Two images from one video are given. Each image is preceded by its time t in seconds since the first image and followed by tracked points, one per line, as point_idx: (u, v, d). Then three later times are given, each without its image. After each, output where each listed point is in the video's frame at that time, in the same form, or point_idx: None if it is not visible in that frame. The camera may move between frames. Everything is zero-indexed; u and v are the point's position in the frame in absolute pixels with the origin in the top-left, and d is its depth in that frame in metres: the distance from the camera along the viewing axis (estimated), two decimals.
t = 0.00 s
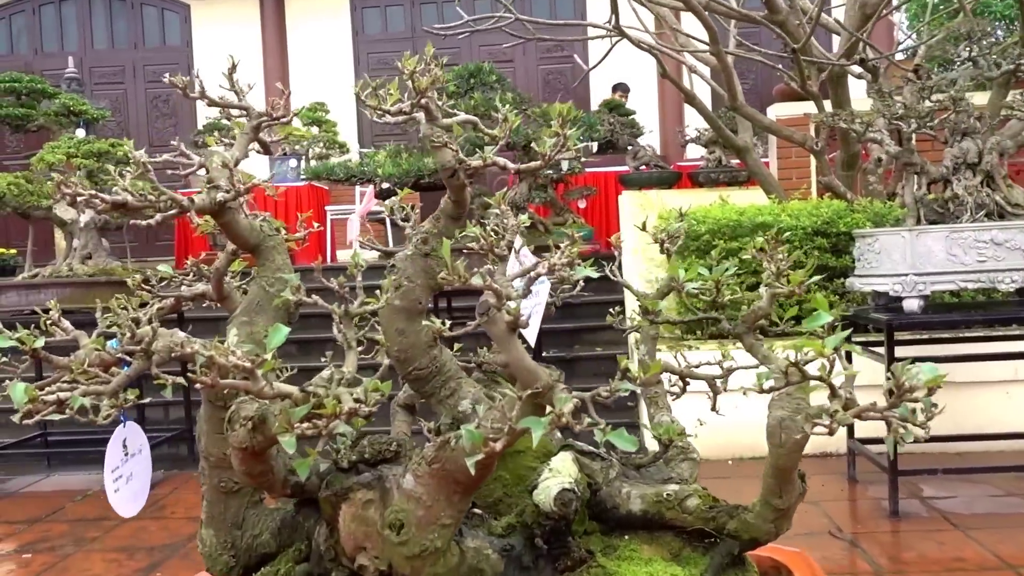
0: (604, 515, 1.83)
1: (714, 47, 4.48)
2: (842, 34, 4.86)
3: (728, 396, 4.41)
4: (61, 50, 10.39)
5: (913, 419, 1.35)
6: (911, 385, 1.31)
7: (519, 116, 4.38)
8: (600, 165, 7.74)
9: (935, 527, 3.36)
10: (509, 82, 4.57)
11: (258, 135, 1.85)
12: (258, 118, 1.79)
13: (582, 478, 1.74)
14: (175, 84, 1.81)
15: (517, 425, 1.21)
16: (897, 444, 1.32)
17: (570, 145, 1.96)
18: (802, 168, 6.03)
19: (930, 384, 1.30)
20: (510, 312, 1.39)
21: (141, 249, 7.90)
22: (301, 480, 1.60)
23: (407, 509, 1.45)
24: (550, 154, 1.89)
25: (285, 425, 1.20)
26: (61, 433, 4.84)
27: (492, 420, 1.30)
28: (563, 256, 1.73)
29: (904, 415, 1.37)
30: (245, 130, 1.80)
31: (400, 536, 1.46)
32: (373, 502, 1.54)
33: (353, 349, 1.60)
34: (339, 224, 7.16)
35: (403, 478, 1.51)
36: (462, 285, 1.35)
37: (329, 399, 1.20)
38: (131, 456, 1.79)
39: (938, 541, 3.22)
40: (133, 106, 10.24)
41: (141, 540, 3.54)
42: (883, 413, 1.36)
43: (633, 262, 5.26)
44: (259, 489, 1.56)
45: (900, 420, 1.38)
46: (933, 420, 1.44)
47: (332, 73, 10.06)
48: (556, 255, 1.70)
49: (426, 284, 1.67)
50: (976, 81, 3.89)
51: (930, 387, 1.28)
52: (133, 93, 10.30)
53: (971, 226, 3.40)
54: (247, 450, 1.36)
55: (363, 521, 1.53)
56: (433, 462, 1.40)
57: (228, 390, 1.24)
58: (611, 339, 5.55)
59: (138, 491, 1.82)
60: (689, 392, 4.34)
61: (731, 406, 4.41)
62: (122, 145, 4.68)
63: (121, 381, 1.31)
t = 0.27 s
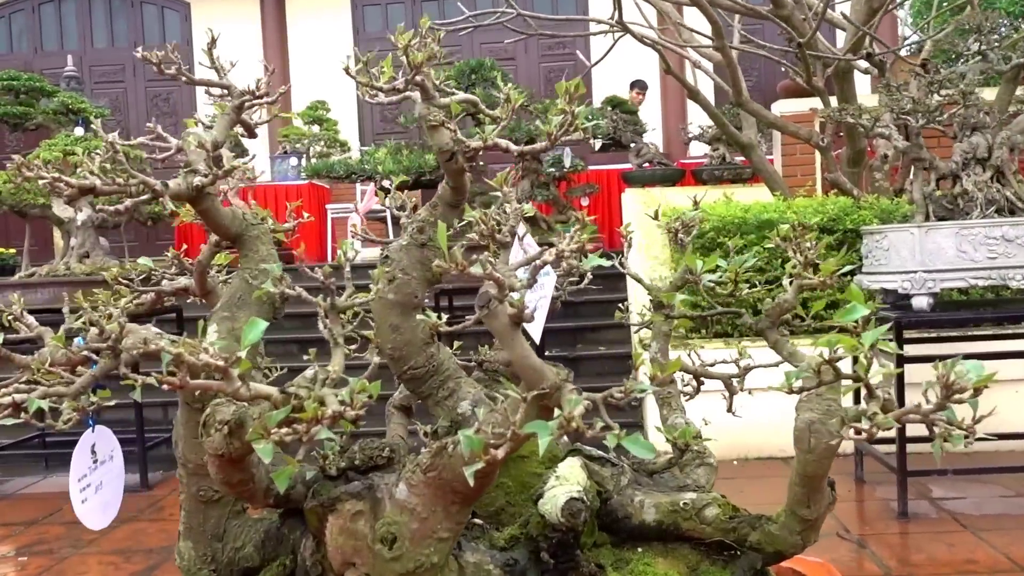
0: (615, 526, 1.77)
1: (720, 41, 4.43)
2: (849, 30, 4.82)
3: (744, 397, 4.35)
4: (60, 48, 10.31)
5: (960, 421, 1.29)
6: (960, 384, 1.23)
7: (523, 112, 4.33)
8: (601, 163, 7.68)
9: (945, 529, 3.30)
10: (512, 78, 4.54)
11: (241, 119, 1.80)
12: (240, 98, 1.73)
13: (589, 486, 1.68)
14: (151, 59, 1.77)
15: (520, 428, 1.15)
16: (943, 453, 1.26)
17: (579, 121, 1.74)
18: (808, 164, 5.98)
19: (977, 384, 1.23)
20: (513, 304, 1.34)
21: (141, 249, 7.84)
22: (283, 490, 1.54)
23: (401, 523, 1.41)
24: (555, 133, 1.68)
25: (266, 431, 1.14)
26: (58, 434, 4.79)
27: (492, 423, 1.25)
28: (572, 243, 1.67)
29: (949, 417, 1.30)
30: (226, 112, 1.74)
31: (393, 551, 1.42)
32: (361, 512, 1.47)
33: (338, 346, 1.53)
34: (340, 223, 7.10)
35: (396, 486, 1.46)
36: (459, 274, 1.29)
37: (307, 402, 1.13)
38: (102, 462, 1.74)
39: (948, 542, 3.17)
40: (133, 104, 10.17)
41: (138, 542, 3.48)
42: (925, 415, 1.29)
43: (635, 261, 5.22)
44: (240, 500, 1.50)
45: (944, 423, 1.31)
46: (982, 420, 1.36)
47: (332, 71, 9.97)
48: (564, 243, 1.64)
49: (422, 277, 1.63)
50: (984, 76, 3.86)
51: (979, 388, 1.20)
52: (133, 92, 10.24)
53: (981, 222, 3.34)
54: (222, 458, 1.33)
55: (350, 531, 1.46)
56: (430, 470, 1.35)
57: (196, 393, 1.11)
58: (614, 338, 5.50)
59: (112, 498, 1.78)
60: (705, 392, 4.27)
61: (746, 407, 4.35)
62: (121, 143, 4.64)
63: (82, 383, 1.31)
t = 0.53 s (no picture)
0: (632, 527, 1.75)
1: (725, 37, 4.40)
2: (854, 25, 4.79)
3: (764, 395, 4.30)
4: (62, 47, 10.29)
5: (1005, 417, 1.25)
6: (1005, 379, 1.20)
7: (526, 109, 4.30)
8: (605, 161, 7.65)
9: (954, 528, 3.27)
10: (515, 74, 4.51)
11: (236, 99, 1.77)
12: (234, 77, 1.70)
13: (604, 485, 1.65)
14: (141, 33, 1.74)
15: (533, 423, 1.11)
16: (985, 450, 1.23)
17: (590, 101, 1.66)
18: (812, 162, 5.95)
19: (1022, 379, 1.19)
20: (526, 290, 1.31)
21: (143, 248, 7.83)
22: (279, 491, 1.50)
23: (405, 525, 1.39)
24: (568, 111, 1.59)
25: (262, 427, 1.11)
26: (59, 434, 4.77)
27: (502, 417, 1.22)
28: (587, 224, 1.63)
29: (996, 412, 1.28)
30: (220, 92, 1.71)
31: (397, 555, 1.39)
32: (364, 514, 1.43)
33: (337, 336, 1.47)
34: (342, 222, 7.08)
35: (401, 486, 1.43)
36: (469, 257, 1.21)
37: (305, 395, 1.09)
38: (89, 461, 1.71)
39: (956, 542, 3.13)
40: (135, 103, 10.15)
41: (139, 542, 3.46)
42: (968, 410, 1.25)
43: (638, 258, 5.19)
44: (236, 500, 1.47)
45: (989, 421, 1.27)
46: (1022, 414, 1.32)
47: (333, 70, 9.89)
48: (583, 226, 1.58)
49: (427, 265, 1.60)
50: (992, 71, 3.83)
51: None
52: (135, 90, 10.21)
53: (989, 218, 3.30)
54: (213, 455, 1.30)
55: (353, 536, 1.41)
56: (440, 468, 1.32)
57: (186, 383, 1.08)
58: (617, 336, 5.46)
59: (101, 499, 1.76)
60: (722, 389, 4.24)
61: (766, 405, 4.31)
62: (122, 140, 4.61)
63: (65, 375, 1.32)
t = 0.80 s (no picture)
0: (663, 538, 1.73)
1: (731, 34, 4.37)
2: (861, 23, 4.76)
3: (788, 396, 4.27)
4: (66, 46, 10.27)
5: None
6: None
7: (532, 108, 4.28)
8: (610, 160, 7.61)
9: (965, 528, 3.24)
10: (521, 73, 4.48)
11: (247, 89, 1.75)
12: (248, 68, 1.69)
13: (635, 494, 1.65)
14: (151, 20, 1.72)
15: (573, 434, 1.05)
16: None
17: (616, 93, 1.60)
18: (818, 161, 5.93)
19: None
20: (560, 288, 1.22)
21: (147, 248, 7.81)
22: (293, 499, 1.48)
23: (428, 536, 1.37)
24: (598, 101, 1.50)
25: (282, 434, 1.07)
26: (63, 434, 4.75)
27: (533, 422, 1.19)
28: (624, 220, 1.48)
29: None
30: (232, 82, 1.70)
31: (420, 567, 1.37)
32: (385, 525, 1.42)
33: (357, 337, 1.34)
34: (346, 221, 7.05)
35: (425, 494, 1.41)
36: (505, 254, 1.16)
37: (328, 402, 1.06)
38: (94, 468, 1.68)
39: (966, 544, 3.10)
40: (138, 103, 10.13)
41: (142, 543, 3.44)
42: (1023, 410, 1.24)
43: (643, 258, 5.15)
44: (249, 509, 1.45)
45: None
46: None
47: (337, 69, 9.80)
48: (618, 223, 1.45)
49: (445, 263, 1.60)
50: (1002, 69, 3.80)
51: None
52: (138, 90, 10.18)
53: (1000, 217, 3.27)
54: (229, 461, 1.26)
55: (374, 546, 1.40)
56: (469, 477, 1.30)
57: (199, 388, 1.04)
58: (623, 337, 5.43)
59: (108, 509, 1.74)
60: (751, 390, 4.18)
61: (792, 407, 4.28)
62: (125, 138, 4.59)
63: (72, 379, 1.28)
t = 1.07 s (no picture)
0: (709, 553, 1.70)
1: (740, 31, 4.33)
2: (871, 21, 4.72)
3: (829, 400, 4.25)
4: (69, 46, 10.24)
5: None
6: None
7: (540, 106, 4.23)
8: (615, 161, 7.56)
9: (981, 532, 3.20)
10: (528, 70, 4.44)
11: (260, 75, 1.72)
12: (261, 53, 1.66)
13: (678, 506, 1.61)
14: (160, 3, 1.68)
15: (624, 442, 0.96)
16: None
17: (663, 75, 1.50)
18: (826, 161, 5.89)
19: None
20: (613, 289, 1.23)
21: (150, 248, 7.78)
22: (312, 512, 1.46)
23: (461, 555, 1.34)
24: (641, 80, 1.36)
25: (307, 447, 1.02)
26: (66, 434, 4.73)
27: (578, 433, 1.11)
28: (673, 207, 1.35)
29: None
30: (245, 67, 1.66)
31: None
32: (413, 542, 1.40)
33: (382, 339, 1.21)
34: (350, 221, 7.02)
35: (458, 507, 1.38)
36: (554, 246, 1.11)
37: (360, 413, 1.01)
38: (98, 478, 1.64)
39: (981, 548, 3.06)
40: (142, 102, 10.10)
41: (147, 545, 3.41)
42: None
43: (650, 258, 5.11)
44: (266, 523, 1.41)
45: None
46: None
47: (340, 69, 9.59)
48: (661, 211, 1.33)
49: (472, 259, 1.61)
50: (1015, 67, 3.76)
51: None
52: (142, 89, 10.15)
53: (1014, 216, 3.23)
54: (245, 474, 1.21)
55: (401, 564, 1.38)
56: (507, 490, 1.24)
57: (214, 394, 0.98)
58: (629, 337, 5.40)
59: (113, 519, 1.70)
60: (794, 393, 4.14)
61: (831, 410, 4.25)
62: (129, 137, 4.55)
63: (75, 383, 1.23)
